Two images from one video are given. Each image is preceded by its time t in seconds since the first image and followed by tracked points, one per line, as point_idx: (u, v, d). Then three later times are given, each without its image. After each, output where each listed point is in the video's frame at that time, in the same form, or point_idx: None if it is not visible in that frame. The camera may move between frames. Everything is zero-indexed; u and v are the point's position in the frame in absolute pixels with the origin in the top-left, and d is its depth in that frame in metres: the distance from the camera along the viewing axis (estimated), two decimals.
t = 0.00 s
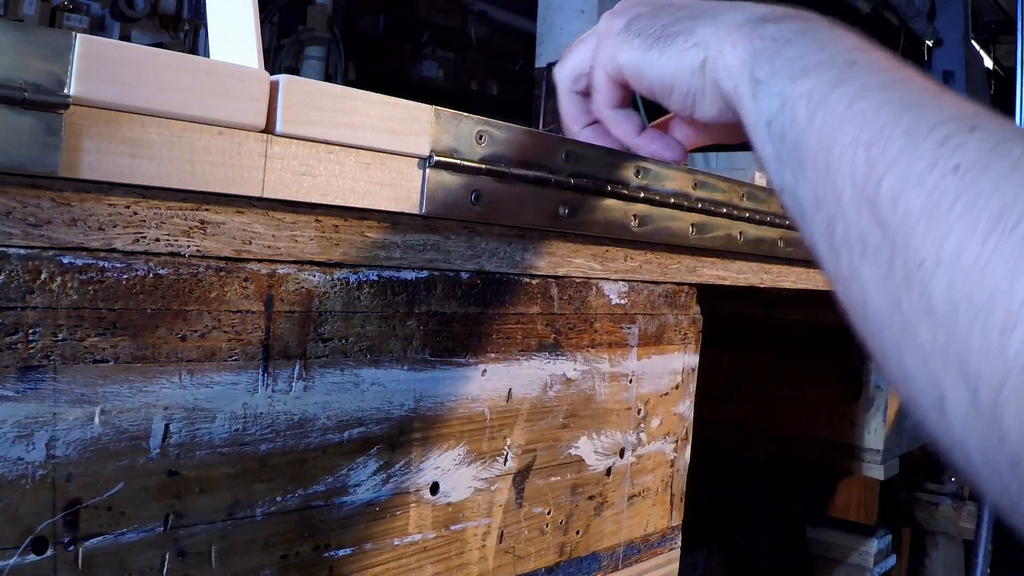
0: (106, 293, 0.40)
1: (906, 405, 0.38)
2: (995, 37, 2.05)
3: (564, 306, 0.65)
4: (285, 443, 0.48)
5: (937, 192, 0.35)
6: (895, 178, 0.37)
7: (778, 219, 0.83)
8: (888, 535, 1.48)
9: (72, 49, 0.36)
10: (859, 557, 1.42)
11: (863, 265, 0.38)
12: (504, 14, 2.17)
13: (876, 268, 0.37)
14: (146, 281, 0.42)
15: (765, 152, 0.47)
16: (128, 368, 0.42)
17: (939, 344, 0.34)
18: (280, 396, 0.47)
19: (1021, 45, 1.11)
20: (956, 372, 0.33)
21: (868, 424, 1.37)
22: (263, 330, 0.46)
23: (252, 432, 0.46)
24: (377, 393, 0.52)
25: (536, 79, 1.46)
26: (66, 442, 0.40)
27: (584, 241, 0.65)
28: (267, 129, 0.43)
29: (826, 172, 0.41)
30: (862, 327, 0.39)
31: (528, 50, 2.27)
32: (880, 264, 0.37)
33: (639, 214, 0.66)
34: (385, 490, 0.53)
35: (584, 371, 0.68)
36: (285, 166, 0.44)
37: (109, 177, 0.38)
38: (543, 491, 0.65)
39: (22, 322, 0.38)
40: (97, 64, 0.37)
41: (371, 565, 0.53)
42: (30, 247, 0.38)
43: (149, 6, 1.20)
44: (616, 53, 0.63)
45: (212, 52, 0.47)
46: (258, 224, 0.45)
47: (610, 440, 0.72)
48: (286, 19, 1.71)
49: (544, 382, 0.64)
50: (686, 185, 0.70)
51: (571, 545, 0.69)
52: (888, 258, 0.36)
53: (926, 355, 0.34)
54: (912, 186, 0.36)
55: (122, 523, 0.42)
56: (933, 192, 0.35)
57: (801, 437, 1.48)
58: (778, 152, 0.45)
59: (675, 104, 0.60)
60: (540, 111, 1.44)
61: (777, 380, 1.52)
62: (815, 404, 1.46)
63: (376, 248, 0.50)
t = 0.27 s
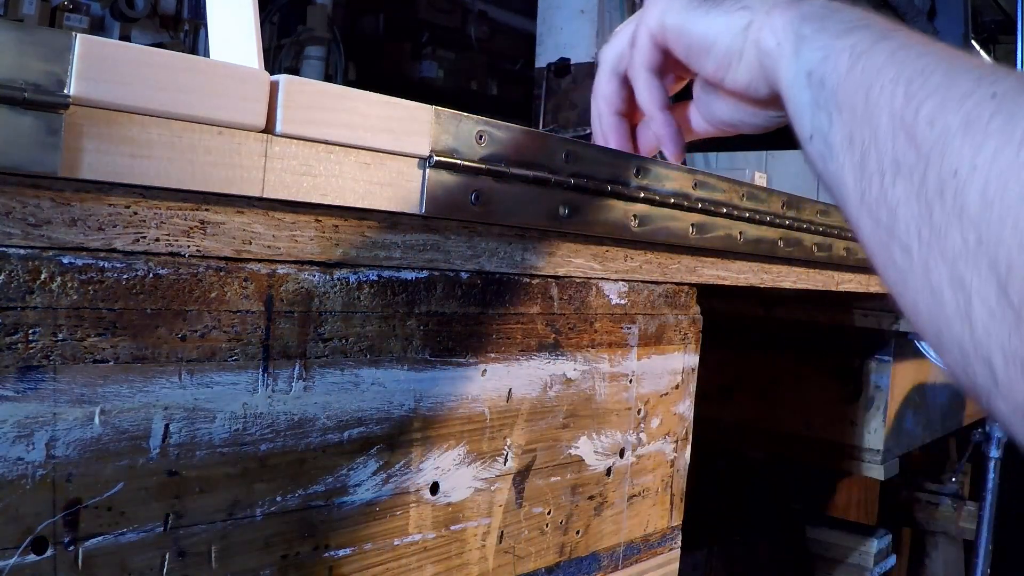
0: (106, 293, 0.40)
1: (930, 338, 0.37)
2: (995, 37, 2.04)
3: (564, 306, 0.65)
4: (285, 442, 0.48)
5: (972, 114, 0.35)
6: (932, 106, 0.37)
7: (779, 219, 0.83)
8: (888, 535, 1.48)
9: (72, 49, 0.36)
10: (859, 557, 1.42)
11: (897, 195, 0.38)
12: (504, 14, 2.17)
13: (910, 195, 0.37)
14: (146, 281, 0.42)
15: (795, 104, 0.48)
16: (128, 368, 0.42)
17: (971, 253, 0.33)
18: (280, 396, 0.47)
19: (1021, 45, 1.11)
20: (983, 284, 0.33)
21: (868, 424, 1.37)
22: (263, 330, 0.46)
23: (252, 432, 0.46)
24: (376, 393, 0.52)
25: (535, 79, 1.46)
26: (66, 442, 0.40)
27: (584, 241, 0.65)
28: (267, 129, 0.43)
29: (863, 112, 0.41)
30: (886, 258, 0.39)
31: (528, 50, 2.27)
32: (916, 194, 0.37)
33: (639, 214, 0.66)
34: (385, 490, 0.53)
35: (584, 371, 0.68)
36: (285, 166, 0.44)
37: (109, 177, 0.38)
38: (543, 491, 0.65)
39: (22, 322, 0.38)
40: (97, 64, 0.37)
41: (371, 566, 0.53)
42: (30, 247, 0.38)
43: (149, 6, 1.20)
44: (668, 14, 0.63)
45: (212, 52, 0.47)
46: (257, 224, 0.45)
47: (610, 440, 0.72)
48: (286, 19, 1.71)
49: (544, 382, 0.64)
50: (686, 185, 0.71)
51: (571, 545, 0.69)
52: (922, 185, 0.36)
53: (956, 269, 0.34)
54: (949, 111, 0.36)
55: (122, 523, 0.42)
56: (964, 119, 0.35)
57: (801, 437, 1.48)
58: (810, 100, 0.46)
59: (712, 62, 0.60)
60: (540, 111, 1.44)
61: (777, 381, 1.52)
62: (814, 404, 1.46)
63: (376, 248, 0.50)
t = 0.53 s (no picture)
0: (106, 293, 0.40)
1: (939, 287, 0.37)
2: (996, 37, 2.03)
3: (564, 306, 0.65)
4: (285, 442, 0.48)
5: (983, 76, 0.37)
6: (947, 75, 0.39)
7: (779, 218, 0.83)
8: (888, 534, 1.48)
9: (72, 49, 0.36)
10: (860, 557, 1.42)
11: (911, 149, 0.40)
12: (504, 13, 2.17)
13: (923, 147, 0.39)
14: (146, 281, 0.42)
15: (817, 93, 0.52)
16: (128, 368, 0.42)
17: (982, 192, 0.34)
18: (280, 396, 0.47)
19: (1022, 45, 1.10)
20: (989, 214, 0.34)
21: (868, 424, 1.37)
22: (263, 330, 0.46)
23: (252, 433, 0.46)
24: (376, 393, 0.52)
25: (535, 80, 1.46)
26: (66, 442, 0.40)
27: (584, 241, 0.65)
28: (267, 129, 0.43)
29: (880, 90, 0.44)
30: (898, 216, 0.40)
31: (528, 50, 2.27)
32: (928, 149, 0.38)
33: (640, 214, 0.67)
34: (385, 490, 0.53)
35: (584, 371, 0.68)
36: (285, 166, 0.44)
37: (109, 177, 0.38)
38: (543, 491, 0.65)
39: (21, 322, 0.38)
40: (98, 64, 0.37)
41: (371, 565, 0.53)
42: (30, 247, 0.38)
43: (149, 6, 1.19)
44: (695, 8, 0.68)
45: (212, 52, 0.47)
46: (257, 224, 0.45)
47: (610, 440, 0.72)
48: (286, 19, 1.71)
49: (544, 382, 0.64)
50: (686, 186, 0.71)
51: (571, 545, 0.69)
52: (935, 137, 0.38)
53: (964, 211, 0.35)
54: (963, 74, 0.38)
55: (122, 523, 0.42)
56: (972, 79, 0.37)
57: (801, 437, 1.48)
58: (832, 83, 0.50)
59: (731, 54, 0.65)
60: (540, 111, 1.44)
61: (777, 381, 1.52)
62: (814, 404, 1.46)
63: (376, 248, 0.50)
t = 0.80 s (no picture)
0: (106, 293, 0.40)
1: (943, 221, 0.27)
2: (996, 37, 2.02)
3: (564, 306, 0.65)
4: (286, 443, 0.48)
5: None
6: None
7: (779, 218, 0.83)
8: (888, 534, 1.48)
9: (72, 50, 0.36)
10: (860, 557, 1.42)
11: (890, 78, 0.28)
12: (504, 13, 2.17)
13: (908, 68, 0.27)
14: (146, 281, 0.41)
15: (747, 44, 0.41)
16: (128, 368, 0.42)
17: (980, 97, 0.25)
18: (280, 396, 0.47)
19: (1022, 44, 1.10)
20: (992, 122, 0.24)
21: (869, 424, 1.37)
22: (263, 330, 0.46)
23: (252, 433, 0.46)
24: (377, 393, 0.52)
25: (535, 79, 1.46)
26: (67, 442, 0.40)
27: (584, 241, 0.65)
28: (267, 129, 0.43)
29: None
30: (895, 152, 0.28)
31: (528, 50, 2.27)
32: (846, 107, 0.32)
33: (639, 214, 0.67)
34: (385, 490, 0.53)
35: (584, 371, 0.68)
36: (286, 166, 0.44)
37: (109, 177, 0.38)
38: (543, 491, 0.65)
39: (22, 322, 0.38)
40: (98, 64, 0.37)
41: (371, 565, 0.53)
42: (30, 247, 0.38)
43: (150, 6, 1.19)
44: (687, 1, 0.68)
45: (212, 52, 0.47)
46: (257, 224, 0.45)
47: (610, 440, 0.72)
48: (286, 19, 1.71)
49: (544, 382, 0.64)
50: (687, 186, 0.71)
51: (571, 545, 0.69)
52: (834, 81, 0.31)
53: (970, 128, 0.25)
54: None
55: (121, 523, 0.42)
56: (783, 14, 0.32)
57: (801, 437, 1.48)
58: None
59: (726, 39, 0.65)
60: (540, 111, 1.44)
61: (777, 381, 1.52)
62: (814, 404, 1.46)
63: (376, 248, 0.50)
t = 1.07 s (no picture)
0: (106, 293, 0.40)
1: None
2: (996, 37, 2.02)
3: (564, 306, 0.65)
4: (286, 442, 0.48)
5: None
6: None
7: (779, 219, 0.83)
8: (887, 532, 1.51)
9: (72, 50, 0.36)
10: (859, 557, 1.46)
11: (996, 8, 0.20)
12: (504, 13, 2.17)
13: None
14: (146, 281, 0.42)
15: None
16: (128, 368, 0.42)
17: None
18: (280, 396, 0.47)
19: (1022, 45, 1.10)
20: None
21: (869, 424, 1.37)
22: (263, 330, 0.46)
23: (252, 433, 0.46)
24: (376, 393, 0.52)
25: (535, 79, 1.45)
26: (66, 442, 0.40)
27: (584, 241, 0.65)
28: (267, 129, 0.43)
29: None
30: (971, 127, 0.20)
31: (528, 50, 2.26)
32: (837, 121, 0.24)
33: (639, 214, 0.67)
34: (385, 490, 0.53)
35: (584, 371, 0.68)
36: (286, 166, 0.44)
37: (109, 177, 0.38)
38: (543, 491, 0.66)
39: (22, 322, 0.38)
40: (98, 64, 0.37)
41: (371, 565, 0.53)
42: (30, 247, 0.38)
43: (149, 6, 1.19)
44: None
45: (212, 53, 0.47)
46: (258, 225, 0.45)
47: (610, 440, 0.72)
48: (286, 19, 1.71)
49: (544, 382, 0.64)
50: (686, 186, 0.71)
51: (571, 545, 0.69)
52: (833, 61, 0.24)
53: None
54: None
55: (122, 523, 0.42)
56: None
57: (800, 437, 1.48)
58: None
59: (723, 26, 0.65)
60: (540, 112, 1.44)
61: (777, 381, 1.52)
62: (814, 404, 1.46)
63: (376, 248, 0.50)
